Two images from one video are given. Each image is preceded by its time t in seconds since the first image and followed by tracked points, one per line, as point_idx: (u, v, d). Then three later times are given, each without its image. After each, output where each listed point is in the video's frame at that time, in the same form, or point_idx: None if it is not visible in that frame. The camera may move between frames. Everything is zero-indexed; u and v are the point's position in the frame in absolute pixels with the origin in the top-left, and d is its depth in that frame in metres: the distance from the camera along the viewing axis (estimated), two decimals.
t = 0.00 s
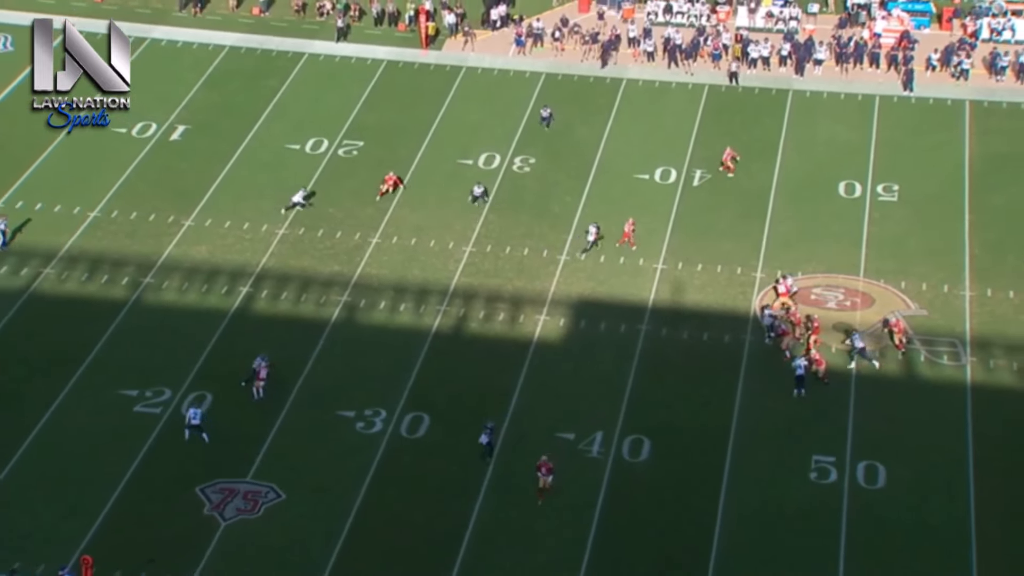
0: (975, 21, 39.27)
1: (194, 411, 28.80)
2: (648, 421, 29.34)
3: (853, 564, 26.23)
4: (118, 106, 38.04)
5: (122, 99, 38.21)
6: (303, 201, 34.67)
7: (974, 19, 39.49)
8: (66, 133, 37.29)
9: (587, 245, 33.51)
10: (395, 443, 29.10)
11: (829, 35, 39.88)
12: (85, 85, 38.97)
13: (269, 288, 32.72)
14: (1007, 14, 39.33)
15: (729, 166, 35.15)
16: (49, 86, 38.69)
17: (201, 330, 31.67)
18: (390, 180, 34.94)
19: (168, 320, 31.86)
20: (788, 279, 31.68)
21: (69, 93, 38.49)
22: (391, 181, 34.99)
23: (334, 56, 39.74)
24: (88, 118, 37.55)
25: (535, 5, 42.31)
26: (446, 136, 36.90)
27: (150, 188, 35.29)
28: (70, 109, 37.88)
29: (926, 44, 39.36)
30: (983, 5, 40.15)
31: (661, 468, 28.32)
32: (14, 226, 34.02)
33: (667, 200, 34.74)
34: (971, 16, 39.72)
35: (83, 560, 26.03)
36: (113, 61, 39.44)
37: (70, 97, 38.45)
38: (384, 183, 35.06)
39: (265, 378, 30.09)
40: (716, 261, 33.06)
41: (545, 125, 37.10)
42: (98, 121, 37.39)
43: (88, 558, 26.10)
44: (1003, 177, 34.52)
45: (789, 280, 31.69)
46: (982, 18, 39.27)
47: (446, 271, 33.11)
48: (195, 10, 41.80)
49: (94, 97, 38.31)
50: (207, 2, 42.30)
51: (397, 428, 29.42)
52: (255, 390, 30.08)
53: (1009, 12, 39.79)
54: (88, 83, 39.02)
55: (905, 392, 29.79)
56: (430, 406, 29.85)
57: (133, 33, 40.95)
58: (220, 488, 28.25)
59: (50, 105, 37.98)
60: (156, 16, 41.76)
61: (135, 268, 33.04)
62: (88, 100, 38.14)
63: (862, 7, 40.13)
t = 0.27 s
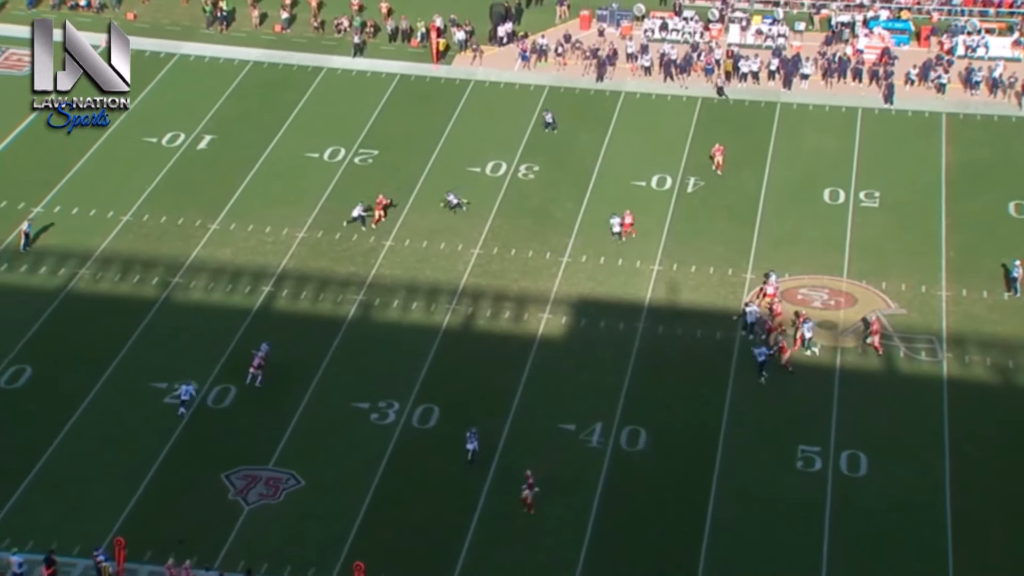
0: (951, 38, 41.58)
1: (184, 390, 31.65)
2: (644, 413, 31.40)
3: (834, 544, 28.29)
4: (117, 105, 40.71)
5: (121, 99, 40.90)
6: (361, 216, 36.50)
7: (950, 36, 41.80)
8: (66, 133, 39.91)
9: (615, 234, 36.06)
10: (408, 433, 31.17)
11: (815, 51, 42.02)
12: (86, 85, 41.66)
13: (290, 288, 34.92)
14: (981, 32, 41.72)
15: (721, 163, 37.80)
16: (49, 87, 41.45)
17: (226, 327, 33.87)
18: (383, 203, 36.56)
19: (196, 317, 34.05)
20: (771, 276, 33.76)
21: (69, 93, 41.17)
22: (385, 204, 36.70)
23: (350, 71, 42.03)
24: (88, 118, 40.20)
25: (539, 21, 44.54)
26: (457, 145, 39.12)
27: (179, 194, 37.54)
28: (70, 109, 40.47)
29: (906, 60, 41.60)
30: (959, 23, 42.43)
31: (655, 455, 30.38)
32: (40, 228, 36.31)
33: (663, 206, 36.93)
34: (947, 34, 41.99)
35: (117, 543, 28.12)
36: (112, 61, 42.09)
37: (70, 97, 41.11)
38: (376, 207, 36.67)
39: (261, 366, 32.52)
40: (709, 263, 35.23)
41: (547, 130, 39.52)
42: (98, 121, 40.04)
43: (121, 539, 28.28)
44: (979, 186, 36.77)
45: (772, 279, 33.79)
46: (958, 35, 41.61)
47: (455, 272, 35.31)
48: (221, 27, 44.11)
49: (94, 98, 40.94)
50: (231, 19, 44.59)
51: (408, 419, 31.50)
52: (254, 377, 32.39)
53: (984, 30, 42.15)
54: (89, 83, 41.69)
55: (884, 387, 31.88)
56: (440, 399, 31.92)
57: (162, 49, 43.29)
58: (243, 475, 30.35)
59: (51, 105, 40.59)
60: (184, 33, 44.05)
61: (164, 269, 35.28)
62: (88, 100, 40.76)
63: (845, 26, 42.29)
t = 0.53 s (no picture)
0: (939, 47, 43.02)
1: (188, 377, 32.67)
2: (641, 409, 32.48)
3: (827, 534, 29.23)
4: (117, 105, 42.26)
5: (121, 98, 42.50)
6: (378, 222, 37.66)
7: (937, 45, 43.22)
8: (66, 132, 41.34)
9: (619, 232, 37.28)
10: (413, 428, 32.22)
11: (808, 59, 43.36)
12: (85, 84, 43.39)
13: (298, 287, 36.04)
14: (968, 40, 43.03)
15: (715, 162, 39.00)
16: (49, 87, 43.04)
17: (236, 325, 34.97)
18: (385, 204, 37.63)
19: (207, 316, 35.15)
20: (762, 276, 34.90)
21: (69, 93, 42.81)
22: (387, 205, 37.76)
23: (357, 78, 43.28)
24: (88, 117, 41.64)
25: (540, 29, 45.80)
26: (460, 149, 40.27)
27: (191, 197, 38.71)
28: (70, 109, 41.95)
29: (895, 68, 42.95)
30: (946, 32, 43.83)
31: (653, 450, 31.42)
32: (52, 230, 37.47)
33: (661, 209, 38.03)
34: (935, 43, 43.39)
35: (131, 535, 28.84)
36: (111, 62, 43.93)
37: (69, 97, 42.71)
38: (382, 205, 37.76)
39: (266, 364, 33.45)
40: (705, 264, 36.32)
41: (548, 135, 40.60)
42: (97, 120, 41.48)
43: (135, 532, 28.90)
44: (967, 190, 37.95)
45: (765, 280, 34.94)
46: (945, 44, 42.97)
47: (459, 273, 36.42)
48: (232, 35, 45.56)
49: (94, 98, 42.51)
50: (242, 28, 46.02)
51: (413, 415, 32.56)
52: (258, 375, 33.34)
53: (970, 39, 43.49)
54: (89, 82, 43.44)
55: (874, 384, 32.95)
56: (444, 395, 33.00)
57: (176, 57, 44.63)
58: (253, 470, 31.24)
59: (51, 105, 42.13)
60: (197, 42, 45.48)
61: (177, 270, 36.41)
62: (88, 100, 42.33)
63: (837, 34, 43.74)
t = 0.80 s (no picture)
0: (925, 59, 44.92)
1: (199, 361, 34.77)
2: (640, 404, 34.19)
3: (814, 523, 30.89)
4: (118, 105, 44.44)
5: (120, 98, 44.70)
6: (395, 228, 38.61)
7: (923, 57, 45.18)
8: (66, 132, 43.52)
9: (623, 232, 39.02)
10: (422, 422, 33.96)
11: (800, 70, 45.25)
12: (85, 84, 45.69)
13: (313, 287, 37.77)
14: (952, 53, 45.01)
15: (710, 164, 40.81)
16: (49, 87, 45.30)
17: (254, 323, 36.71)
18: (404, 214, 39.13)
19: (227, 315, 36.90)
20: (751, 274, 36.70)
21: (68, 93, 45.06)
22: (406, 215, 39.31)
23: (370, 87, 45.07)
24: (88, 117, 43.84)
25: (544, 42, 47.68)
26: (468, 156, 42.01)
27: (211, 201, 40.48)
28: (70, 109, 44.14)
29: (883, 79, 44.79)
30: (931, 45, 45.92)
31: (651, 443, 33.11)
32: (76, 231, 39.24)
33: (659, 213, 39.74)
34: (921, 55, 45.42)
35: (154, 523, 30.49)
36: (111, 62, 46.12)
37: (69, 97, 44.93)
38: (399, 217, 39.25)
39: (280, 361, 35.15)
40: (701, 266, 38.03)
41: (551, 143, 42.28)
42: (97, 119, 43.69)
43: (157, 520, 30.49)
44: (951, 196, 39.69)
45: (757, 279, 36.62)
46: (931, 56, 44.93)
47: (466, 273, 38.14)
48: (251, 47, 47.38)
49: (94, 98, 44.68)
50: (259, 39, 47.83)
51: (422, 409, 34.30)
52: (274, 371, 35.03)
53: (954, 52, 45.58)
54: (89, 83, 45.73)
55: (861, 380, 34.64)
56: (452, 391, 34.71)
57: (198, 67, 46.51)
58: (270, 461, 32.95)
59: (51, 106, 44.32)
60: (216, 53, 47.41)
61: (197, 270, 38.17)
62: (88, 100, 44.51)
63: (827, 46, 45.64)
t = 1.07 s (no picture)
0: (915, 65, 46.04)
1: (203, 346, 36.20)
2: (638, 401, 35.25)
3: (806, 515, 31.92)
4: (117, 105, 45.83)
5: (120, 99, 46.13)
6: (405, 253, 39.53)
7: (914, 63, 46.31)
8: (66, 131, 44.79)
9: (624, 232, 40.07)
10: (427, 418, 35.01)
11: (794, 75, 46.35)
12: (84, 84, 47.19)
13: (320, 287, 38.82)
14: (942, 59, 46.11)
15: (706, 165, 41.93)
16: (48, 87, 46.71)
17: (263, 322, 37.77)
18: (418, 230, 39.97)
19: (237, 313, 37.96)
20: (741, 271, 38.04)
21: (67, 93, 46.52)
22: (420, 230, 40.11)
23: (376, 92, 46.15)
24: (87, 117, 45.20)
25: (546, 47, 48.77)
26: (472, 159, 43.07)
27: (222, 203, 41.56)
28: (70, 109, 45.51)
29: (874, 84, 45.84)
30: (922, 52, 47.11)
31: (648, 439, 34.15)
32: (90, 232, 40.33)
33: (658, 214, 40.78)
34: (912, 61, 46.58)
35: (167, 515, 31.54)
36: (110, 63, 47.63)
37: (68, 97, 46.37)
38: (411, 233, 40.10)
39: (287, 358, 36.22)
40: (698, 266, 39.07)
41: (552, 146, 43.33)
42: (97, 119, 45.04)
43: (169, 512, 31.53)
44: (942, 199, 40.73)
45: (745, 274, 38.08)
46: (921, 62, 46.05)
47: (470, 273, 39.19)
48: (260, 52, 48.51)
49: (95, 97, 46.09)
50: (269, 45, 49.03)
51: (426, 405, 35.37)
52: (282, 368, 36.09)
53: (944, 58, 46.76)
54: (88, 83, 47.22)
55: (853, 377, 35.68)
56: (455, 387, 35.75)
57: (209, 72, 47.62)
58: (278, 455, 34.02)
59: (51, 105, 45.67)
60: (227, 58, 48.52)
61: (208, 270, 39.24)
62: (88, 100, 45.93)
63: (821, 52, 46.78)
